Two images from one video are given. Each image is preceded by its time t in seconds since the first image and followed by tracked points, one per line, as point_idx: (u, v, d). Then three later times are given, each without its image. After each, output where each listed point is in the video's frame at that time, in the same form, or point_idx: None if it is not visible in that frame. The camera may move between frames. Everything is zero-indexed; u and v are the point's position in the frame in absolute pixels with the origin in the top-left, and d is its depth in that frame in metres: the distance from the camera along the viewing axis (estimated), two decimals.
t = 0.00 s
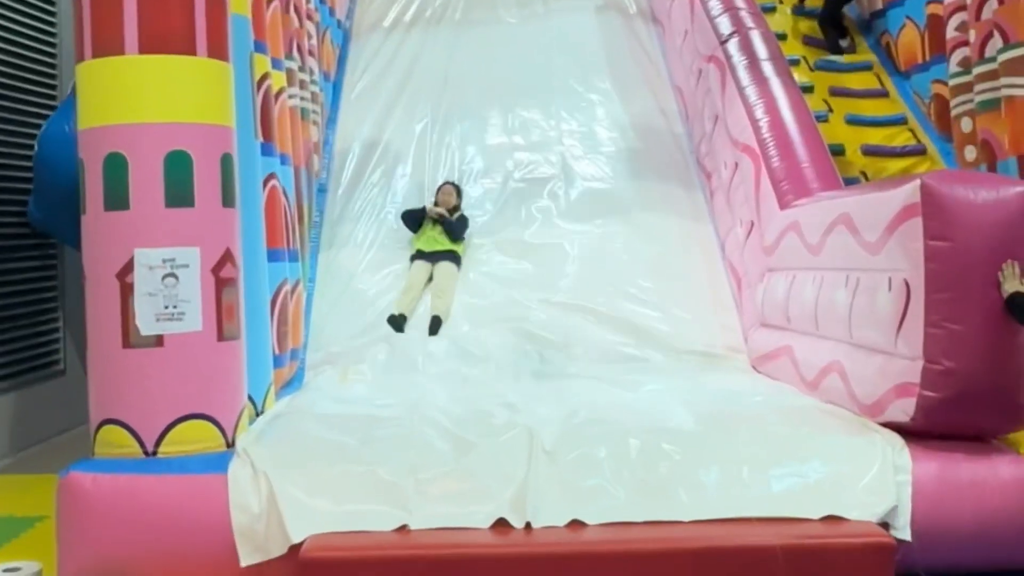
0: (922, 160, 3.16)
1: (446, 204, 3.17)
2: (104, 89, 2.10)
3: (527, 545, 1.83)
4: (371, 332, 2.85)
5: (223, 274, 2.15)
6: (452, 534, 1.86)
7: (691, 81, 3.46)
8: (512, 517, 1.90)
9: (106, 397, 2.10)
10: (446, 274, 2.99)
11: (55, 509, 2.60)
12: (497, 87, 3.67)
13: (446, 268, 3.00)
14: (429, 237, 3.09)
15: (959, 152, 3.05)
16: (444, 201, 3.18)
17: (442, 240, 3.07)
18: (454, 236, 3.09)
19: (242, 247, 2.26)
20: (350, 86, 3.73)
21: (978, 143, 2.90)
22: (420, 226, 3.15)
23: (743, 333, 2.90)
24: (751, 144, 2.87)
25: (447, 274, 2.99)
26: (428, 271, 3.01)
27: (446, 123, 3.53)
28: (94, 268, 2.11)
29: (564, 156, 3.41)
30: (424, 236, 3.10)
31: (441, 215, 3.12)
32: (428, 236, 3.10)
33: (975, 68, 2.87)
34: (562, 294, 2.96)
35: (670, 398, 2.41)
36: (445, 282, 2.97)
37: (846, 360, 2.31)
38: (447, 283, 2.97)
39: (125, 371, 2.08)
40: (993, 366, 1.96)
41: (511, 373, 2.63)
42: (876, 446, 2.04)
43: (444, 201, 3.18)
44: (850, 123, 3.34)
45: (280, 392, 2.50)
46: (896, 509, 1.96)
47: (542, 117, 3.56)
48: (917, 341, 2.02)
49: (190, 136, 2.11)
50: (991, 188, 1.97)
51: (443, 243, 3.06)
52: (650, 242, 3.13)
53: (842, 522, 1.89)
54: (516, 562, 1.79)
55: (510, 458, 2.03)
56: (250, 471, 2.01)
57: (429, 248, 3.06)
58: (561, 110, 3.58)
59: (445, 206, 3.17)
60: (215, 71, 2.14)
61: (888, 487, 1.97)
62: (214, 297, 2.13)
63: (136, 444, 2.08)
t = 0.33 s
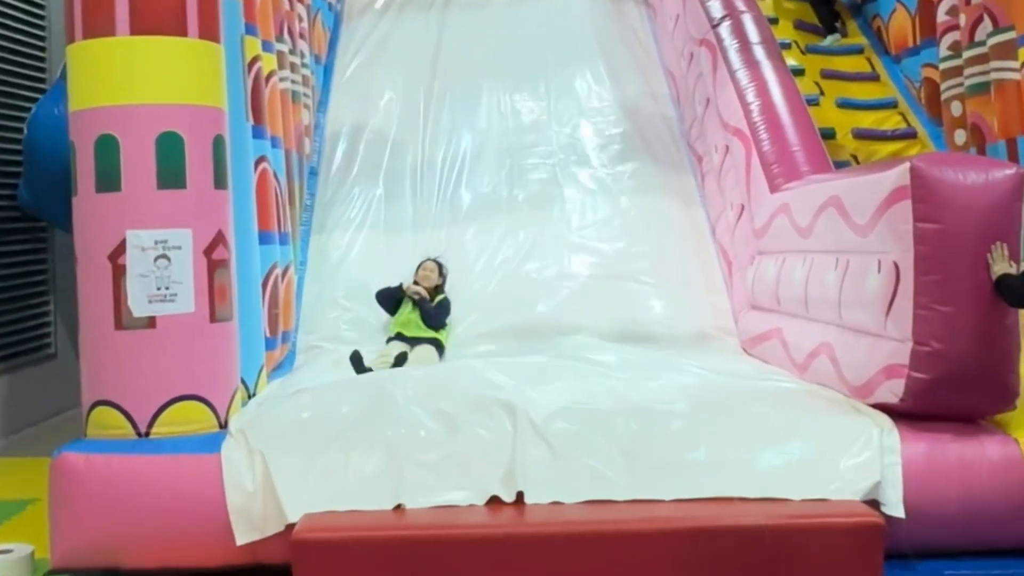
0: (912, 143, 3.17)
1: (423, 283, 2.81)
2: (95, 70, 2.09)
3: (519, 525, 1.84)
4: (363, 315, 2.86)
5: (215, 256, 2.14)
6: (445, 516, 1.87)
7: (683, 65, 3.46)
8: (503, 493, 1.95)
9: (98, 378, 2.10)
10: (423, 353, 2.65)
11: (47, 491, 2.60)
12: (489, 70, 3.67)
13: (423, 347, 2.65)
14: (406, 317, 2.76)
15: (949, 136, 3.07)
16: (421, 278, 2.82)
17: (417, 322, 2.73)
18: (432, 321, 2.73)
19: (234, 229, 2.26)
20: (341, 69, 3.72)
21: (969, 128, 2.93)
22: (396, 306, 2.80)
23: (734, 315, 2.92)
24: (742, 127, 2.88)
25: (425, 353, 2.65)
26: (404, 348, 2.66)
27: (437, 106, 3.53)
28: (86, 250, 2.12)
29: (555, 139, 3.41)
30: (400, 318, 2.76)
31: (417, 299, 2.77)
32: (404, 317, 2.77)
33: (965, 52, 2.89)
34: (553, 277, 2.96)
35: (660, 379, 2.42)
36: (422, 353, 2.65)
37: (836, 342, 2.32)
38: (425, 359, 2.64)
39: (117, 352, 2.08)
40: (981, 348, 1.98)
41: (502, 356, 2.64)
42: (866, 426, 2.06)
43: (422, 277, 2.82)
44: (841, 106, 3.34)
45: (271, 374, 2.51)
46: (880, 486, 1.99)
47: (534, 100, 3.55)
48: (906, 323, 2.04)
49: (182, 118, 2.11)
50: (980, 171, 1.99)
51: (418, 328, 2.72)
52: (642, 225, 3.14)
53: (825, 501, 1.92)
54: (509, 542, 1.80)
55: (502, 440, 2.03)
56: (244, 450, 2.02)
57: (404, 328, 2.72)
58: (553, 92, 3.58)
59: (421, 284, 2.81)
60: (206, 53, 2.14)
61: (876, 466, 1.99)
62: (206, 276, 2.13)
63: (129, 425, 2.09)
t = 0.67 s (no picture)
0: (902, 126, 3.18)
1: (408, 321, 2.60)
2: (84, 53, 2.08)
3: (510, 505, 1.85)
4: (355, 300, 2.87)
5: (207, 239, 2.14)
6: (437, 497, 1.87)
7: (674, 49, 3.45)
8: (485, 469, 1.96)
9: (89, 362, 2.10)
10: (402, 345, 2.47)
11: (38, 474, 2.60)
12: (479, 53, 3.65)
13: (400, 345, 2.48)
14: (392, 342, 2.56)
15: (939, 120, 3.08)
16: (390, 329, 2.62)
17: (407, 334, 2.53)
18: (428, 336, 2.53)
19: (225, 211, 2.26)
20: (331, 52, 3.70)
21: (959, 111, 2.94)
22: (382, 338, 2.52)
23: (724, 298, 2.94)
24: (733, 110, 2.88)
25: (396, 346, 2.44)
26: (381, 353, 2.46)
27: (428, 89, 3.51)
28: (75, 233, 2.11)
29: (546, 123, 3.40)
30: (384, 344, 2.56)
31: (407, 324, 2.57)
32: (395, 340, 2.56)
33: (955, 35, 2.90)
34: (544, 263, 2.98)
35: (650, 361, 2.43)
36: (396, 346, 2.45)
37: (826, 323, 2.33)
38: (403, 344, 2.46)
39: (108, 335, 2.08)
40: (970, 328, 1.99)
41: (493, 340, 2.64)
42: (856, 406, 2.06)
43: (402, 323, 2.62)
44: (832, 89, 3.33)
45: (262, 357, 2.52)
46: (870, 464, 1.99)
47: (524, 83, 3.54)
48: (896, 304, 2.05)
49: (172, 101, 2.10)
50: (971, 152, 1.99)
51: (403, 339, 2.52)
52: (634, 208, 3.14)
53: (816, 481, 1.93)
54: (502, 522, 1.81)
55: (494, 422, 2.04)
56: (235, 429, 2.02)
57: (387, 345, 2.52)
58: (544, 76, 3.57)
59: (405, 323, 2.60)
60: (196, 36, 2.13)
61: (867, 445, 2.00)
62: (197, 260, 2.12)
63: (120, 408, 2.09)
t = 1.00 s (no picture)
0: (892, 110, 3.19)
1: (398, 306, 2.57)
2: (73, 34, 2.07)
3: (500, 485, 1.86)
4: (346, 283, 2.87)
5: (197, 221, 2.14)
6: (428, 477, 1.88)
7: (665, 31, 3.45)
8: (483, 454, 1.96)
9: (80, 343, 2.10)
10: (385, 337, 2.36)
11: (29, 455, 2.61)
12: (470, 34, 3.64)
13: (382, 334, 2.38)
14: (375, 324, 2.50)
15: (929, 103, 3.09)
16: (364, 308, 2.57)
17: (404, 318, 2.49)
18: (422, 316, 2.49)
19: (215, 193, 2.25)
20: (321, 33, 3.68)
21: (948, 94, 2.95)
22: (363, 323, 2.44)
23: (714, 280, 2.96)
24: (723, 93, 2.88)
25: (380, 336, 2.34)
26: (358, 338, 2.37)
27: (418, 72, 3.49)
28: (66, 215, 2.10)
29: (536, 105, 3.40)
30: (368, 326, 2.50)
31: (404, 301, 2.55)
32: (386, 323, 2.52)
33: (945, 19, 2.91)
34: (535, 246, 2.98)
35: (639, 343, 2.44)
36: (377, 339, 2.33)
37: (815, 305, 2.35)
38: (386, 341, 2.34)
39: (98, 317, 2.08)
40: (958, 311, 2.01)
41: (485, 323, 2.66)
42: (847, 386, 2.08)
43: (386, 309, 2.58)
44: (822, 72, 3.33)
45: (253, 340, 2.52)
46: (863, 445, 2.01)
47: (514, 65, 3.53)
48: (884, 286, 2.06)
49: (161, 82, 2.09)
50: (960, 134, 2.00)
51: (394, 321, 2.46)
52: (624, 192, 3.15)
53: (805, 460, 1.95)
54: (493, 502, 1.82)
55: (485, 403, 2.05)
56: (222, 416, 2.02)
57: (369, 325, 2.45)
58: (534, 58, 3.55)
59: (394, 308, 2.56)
60: (186, 17, 2.12)
61: (858, 426, 2.01)
62: (188, 242, 2.12)
63: (111, 389, 2.09)
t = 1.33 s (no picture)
0: (883, 93, 3.20)
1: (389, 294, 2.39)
2: (61, 18, 2.07)
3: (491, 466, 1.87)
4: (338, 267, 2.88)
5: (187, 205, 2.14)
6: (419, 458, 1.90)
7: (656, 14, 3.44)
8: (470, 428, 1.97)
9: (71, 327, 2.10)
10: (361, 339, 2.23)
11: (22, 439, 2.62)
12: (461, 16, 3.62)
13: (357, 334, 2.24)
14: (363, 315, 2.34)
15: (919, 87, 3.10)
16: (328, 300, 2.41)
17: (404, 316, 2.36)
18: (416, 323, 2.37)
19: (206, 177, 2.25)
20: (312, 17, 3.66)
21: (938, 78, 2.95)
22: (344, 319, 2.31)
23: (705, 263, 2.97)
24: (714, 77, 2.88)
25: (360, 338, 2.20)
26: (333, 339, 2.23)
27: (409, 55, 3.49)
28: (56, 199, 2.11)
29: (528, 88, 3.39)
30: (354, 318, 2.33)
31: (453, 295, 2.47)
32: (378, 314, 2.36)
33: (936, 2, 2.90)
34: (526, 231, 2.99)
35: (630, 326, 2.45)
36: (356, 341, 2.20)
37: (805, 287, 2.36)
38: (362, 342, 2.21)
39: (90, 301, 2.08)
40: (946, 292, 2.02)
41: (476, 306, 2.67)
42: (834, 369, 2.10)
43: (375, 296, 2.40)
44: (813, 56, 3.34)
45: (245, 323, 2.53)
46: (852, 431, 2.02)
47: (507, 48, 3.52)
48: (873, 268, 2.07)
49: (151, 66, 2.09)
50: (948, 117, 2.01)
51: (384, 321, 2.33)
52: (615, 175, 3.15)
53: (800, 442, 1.95)
54: (484, 483, 1.83)
55: (476, 385, 2.06)
56: (214, 399, 2.02)
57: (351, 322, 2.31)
58: (526, 41, 3.55)
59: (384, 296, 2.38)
60: None
61: (846, 408, 2.02)
62: (178, 226, 2.13)
63: (102, 372, 2.09)
